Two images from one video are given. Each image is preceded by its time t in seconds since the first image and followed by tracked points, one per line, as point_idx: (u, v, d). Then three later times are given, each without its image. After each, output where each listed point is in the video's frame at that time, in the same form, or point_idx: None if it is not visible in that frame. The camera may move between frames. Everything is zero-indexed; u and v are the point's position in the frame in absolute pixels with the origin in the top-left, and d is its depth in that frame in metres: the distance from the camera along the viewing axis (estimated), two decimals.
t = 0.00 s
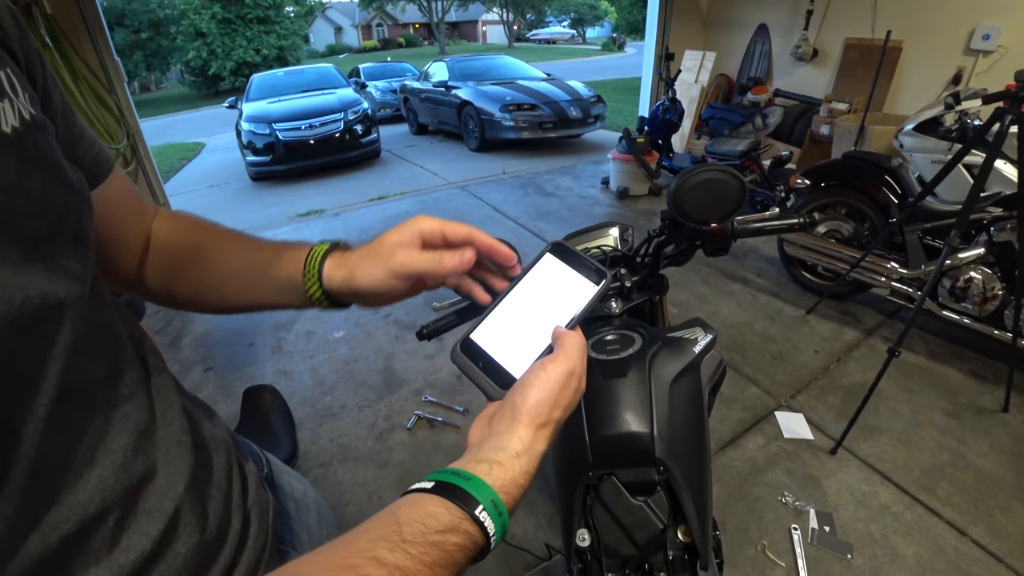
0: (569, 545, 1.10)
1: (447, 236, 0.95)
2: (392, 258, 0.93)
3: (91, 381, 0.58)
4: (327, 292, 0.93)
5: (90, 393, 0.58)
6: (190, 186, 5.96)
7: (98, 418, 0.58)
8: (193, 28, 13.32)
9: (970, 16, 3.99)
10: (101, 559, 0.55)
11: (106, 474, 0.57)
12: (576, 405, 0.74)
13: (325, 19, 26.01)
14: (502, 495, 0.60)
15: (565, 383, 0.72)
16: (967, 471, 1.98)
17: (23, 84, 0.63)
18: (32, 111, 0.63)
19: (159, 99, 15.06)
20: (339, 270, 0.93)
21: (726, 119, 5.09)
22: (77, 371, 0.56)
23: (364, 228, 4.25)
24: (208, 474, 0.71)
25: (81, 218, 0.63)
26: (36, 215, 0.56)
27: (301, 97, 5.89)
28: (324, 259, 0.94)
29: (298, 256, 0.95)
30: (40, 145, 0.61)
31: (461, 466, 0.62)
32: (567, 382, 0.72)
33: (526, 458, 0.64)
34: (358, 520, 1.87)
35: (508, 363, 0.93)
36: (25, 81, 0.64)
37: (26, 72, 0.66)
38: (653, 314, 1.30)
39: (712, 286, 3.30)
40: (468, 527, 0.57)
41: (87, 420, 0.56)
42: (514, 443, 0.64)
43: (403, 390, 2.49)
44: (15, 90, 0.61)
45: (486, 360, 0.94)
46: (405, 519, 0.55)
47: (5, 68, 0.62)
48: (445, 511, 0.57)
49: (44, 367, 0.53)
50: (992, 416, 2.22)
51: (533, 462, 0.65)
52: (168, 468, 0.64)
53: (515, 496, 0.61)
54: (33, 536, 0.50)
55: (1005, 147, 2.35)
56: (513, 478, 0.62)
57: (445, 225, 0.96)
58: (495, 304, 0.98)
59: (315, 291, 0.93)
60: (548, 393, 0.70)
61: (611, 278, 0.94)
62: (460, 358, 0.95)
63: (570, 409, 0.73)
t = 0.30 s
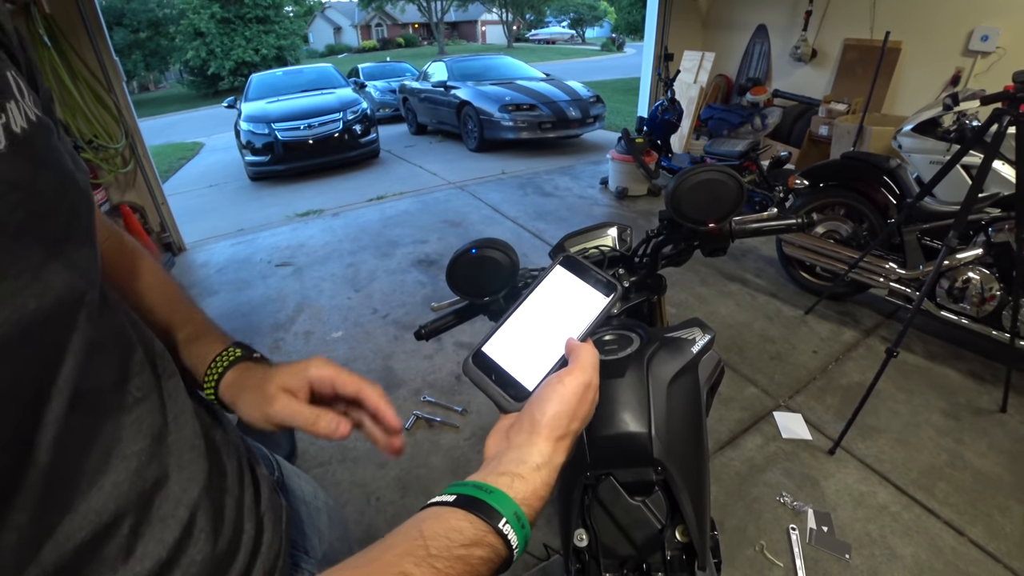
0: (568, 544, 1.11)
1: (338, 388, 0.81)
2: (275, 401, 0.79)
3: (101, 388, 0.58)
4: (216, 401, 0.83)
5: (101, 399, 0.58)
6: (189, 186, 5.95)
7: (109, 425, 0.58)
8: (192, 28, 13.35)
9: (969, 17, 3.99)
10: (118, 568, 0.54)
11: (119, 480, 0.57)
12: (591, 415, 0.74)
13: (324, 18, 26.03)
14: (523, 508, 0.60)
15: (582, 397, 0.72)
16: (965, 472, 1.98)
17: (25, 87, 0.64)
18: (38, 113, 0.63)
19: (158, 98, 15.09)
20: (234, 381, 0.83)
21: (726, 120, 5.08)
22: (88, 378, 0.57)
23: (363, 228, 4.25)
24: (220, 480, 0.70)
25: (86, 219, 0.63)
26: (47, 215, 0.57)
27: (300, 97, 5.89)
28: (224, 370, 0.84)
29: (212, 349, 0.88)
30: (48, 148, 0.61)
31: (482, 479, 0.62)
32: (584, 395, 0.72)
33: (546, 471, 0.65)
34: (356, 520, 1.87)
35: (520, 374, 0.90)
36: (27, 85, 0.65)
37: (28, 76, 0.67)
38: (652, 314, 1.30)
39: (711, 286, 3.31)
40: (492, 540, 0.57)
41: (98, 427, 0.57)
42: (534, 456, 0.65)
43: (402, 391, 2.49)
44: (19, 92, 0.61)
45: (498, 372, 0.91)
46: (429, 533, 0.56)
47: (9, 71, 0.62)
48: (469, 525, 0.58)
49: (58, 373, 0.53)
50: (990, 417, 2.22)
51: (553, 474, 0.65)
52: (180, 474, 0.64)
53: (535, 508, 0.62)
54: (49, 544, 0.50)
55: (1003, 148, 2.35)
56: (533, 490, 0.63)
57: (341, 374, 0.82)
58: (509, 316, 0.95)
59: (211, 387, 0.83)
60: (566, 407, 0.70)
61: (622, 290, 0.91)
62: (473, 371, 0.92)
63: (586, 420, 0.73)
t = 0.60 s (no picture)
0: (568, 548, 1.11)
1: (282, 438, 0.69)
2: (217, 427, 0.70)
3: (95, 402, 0.58)
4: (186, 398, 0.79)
5: (95, 414, 0.58)
6: (186, 188, 5.93)
7: (105, 439, 0.58)
8: (189, 29, 13.34)
9: (966, 15, 3.99)
10: None
11: (115, 495, 0.57)
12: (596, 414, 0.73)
13: (322, 20, 26.03)
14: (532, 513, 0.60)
15: (587, 396, 0.70)
16: (965, 470, 1.98)
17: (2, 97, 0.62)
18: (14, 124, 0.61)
19: (156, 100, 15.06)
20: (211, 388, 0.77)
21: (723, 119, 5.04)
22: (81, 392, 0.56)
23: (360, 230, 4.24)
24: (217, 489, 0.69)
25: (67, 229, 0.60)
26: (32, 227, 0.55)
27: (297, 98, 5.88)
28: (201, 378, 0.78)
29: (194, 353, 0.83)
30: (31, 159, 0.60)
31: (489, 485, 0.62)
32: (589, 395, 0.70)
33: (553, 473, 0.64)
34: (354, 524, 1.86)
35: (522, 373, 0.88)
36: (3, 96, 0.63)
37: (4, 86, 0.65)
38: (650, 314, 1.29)
39: (710, 285, 3.30)
40: (501, 548, 0.57)
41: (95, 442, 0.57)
42: (541, 458, 0.64)
43: (400, 392, 2.48)
44: None
45: (500, 374, 0.89)
46: (438, 544, 0.56)
47: None
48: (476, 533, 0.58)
49: (51, 389, 0.53)
50: (989, 414, 2.22)
51: (561, 477, 0.65)
52: (177, 485, 0.64)
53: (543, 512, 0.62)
54: (48, 561, 0.50)
55: (1001, 145, 2.34)
56: (541, 494, 0.62)
57: (291, 429, 0.69)
58: (509, 317, 0.94)
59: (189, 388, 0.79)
60: (570, 408, 0.68)
61: (622, 285, 0.90)
62: (474, 373, 0.90)
63: (591, 419, 0.73)
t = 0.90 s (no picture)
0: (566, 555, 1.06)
1: (266, 442, 0.71)
2: (202, 436, 0.72)
3: (70, 433, 0.57)
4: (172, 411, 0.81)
5: (71, 445, 0.57)
6: (178, 200, 5.91)
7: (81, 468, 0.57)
8: (178, 41, 13.33)
9: (950, 8, 4.01)
10: None
11: (96, 528, 0.55)
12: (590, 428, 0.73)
13: (311, 27, 26.06)
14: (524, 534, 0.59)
15: (579, 411, 0.70)
16: (963, 462, 1.98)
17: None
18: None
19: (146, 112, 15.01)
20: (191, 397, 0.79)
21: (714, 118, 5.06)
22: (55, 424, 0.56)
23: (353, 238, 4.22)
24: (205, 517, 0.68)
25: (36, 258, 0.59)
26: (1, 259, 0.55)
27: (287, 107, 5.86)
28: (180, 387, 0.81)
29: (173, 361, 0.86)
30: None
31: (481, 506, 0.62)
32: (580, 409, 0.70)
33: (546, 491, 0.64)
34: (354, 536, 1.84)
35: (511, 387, 0.88)
36: None
37: None
38: (643, 317, 1.27)
39: (704, 284, 3.30)
40: (494, 571, 0.56)
41: (71, 473, 0.56)
42: (533, 477, 0.64)
43: (397, 400, 2.47)
44: None
45: (491, 388, 0.89)
46: (429, 568, 0.54)
47: None
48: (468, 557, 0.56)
49: (21, 423, 0.53)
50: (986, 406, 2.22)
51: (554, 494, 0.65)
52: (162, 514, 0.62)
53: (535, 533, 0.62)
54: None
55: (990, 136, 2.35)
56: (533, 513, 0.62)
57: (275, 432, 0.71)
58: (499, 328, 0.93)
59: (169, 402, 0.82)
60: (562, 424, 0.68)
61: (613, 292, 0.90)
62: (465, 389, 0.90)
63: (585, 433, 0.72)
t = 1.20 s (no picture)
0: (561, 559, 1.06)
1: (297, 408, 0.85)
2: (234, 417, 0.82)
3: (42, 457, 0.55)
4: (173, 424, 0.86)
5: (41, 468, 0.55)
6: (169, 210, 5.87)
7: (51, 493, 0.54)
8: (166, 49, 13.24)
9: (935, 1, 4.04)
10: None
11: (66, 555, 0.53)
12: (576, 434, 0.72)
13: (299, 33, 25.98)
14: (507, 546, 0.59)
15: (564, 416, 0.69)
16: (960, 453, 1.98)
17: None
18: None
19: (134, 122, 14.90)
20: (192, 399, 0.86)
21: (703, 115, 5.17)
22: (26, 446, 0.53)
23: (345, 243, 4.20)
24: (183, 537, 0.66)
25: (8, 277, 0.58)
26: None
27: (276, 114, 5.84)
28: (178, 388, 0.87)
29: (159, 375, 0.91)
30: None
31: (464, 518, 0.61)
32: (566, 415, 0.70)
33: (530, 501, 0.64)
34: (351, 545, 1.82)
35: (499, 394, 0.87)
36: None
37: None
38: (636, 317, 1.27)
39: (698, 282, 3.30)
40: None
41: (41, 498, 0.53)
42: (517, 487, 0.63)
43: (392, 406, 2.45)
44: None
45: (478, 395, 0.87)
46: None
47: None
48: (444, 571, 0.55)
49: None
50: (980, 396, 2.23)
51: (538, 504, 0.64)
52: (138, 537, 0.60)
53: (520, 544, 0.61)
54: None
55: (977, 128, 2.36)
56: (518, 525, 0.61)
57: (302, 397, 0.86)
58: (486, 332, 0.92)
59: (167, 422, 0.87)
60: (547, 430, 0.67)
61: (603, 293, 0.89)
62: (452, 396, 0.87)
63: (571, 440, 0.72)
